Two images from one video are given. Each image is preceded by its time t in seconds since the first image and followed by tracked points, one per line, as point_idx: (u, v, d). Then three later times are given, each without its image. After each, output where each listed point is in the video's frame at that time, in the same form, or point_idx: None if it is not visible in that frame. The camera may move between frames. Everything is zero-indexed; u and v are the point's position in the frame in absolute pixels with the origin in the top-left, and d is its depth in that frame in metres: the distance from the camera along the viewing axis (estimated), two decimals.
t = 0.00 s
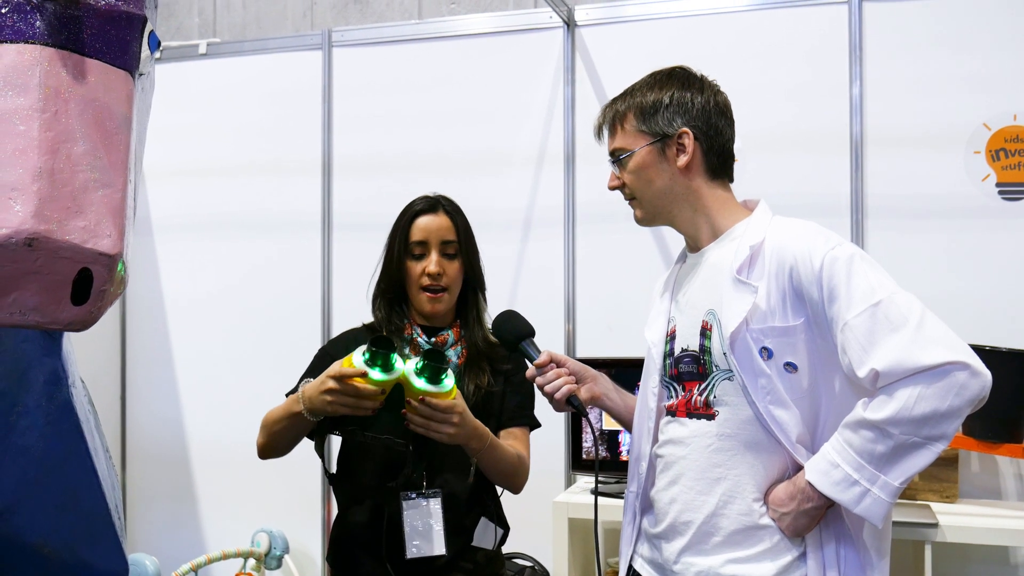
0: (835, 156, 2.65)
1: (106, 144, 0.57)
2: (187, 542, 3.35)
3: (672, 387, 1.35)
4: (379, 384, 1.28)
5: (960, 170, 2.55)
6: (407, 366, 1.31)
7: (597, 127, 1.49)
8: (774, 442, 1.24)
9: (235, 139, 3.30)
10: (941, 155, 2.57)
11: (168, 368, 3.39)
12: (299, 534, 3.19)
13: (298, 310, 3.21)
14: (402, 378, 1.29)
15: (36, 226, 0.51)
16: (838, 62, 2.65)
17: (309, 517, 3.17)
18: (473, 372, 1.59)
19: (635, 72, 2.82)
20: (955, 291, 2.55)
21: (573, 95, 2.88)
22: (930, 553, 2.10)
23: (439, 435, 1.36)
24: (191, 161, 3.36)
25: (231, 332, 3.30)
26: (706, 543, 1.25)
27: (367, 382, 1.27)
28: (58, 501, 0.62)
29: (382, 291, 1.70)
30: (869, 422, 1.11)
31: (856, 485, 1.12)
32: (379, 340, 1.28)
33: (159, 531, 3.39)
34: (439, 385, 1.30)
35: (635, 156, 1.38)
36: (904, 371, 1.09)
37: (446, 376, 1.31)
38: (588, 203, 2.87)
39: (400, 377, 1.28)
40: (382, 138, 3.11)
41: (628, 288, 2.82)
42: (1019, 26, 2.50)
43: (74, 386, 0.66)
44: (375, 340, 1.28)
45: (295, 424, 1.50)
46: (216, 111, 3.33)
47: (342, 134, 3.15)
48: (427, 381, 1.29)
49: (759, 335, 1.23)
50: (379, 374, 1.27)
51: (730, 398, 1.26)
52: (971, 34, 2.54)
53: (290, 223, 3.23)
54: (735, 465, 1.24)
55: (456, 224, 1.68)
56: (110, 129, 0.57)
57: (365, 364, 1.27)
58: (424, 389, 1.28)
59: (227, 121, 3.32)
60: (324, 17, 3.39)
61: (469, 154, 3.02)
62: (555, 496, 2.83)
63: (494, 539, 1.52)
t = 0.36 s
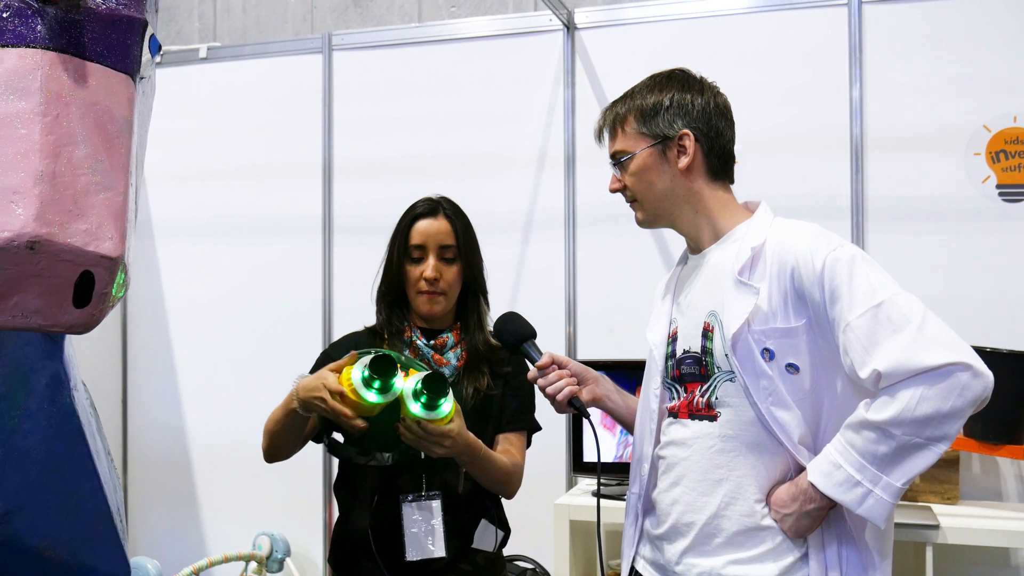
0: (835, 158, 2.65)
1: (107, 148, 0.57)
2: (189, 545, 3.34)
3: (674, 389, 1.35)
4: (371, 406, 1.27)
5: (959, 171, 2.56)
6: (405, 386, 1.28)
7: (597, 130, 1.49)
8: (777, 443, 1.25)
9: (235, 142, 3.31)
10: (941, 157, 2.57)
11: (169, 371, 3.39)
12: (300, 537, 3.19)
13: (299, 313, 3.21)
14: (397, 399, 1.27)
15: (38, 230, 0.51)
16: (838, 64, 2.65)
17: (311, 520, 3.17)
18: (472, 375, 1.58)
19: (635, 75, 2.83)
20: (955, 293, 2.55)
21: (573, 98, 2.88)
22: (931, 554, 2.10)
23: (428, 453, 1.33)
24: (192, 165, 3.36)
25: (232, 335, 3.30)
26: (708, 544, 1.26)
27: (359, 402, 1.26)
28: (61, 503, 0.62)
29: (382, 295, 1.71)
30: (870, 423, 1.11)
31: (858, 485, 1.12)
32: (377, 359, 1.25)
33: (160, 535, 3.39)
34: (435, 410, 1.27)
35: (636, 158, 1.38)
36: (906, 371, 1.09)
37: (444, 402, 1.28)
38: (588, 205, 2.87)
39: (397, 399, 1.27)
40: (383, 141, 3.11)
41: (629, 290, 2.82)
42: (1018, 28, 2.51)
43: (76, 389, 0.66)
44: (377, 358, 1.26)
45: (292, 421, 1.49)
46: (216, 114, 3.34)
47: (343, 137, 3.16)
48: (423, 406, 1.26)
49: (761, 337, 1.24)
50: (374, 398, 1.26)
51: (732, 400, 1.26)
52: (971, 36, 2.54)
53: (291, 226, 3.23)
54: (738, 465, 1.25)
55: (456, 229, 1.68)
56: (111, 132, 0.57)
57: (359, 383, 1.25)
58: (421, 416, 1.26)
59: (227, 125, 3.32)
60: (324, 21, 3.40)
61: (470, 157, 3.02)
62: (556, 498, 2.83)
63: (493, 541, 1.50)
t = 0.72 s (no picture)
0: (836, 160, 2.65)
1: (111, 151, 0.57)
2: (190, 548, 3.35)
3: (676, 391, 1.35)
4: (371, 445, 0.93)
5: (961, 173, 2.56)
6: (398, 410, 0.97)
7: (599, 133, 1.49)
8: (779, 445, 1.25)
9: (237, 145, 3.31)
10: (942, 159, 2.57)
11: (171, 373, 3.40)
12: (302, 539, 3.19)
13: (301, 315, 3.21)
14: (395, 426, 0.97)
15: (41, 233, 0.51)
16: (839, 66, 2.65)
17: (312, 522, 3.17)
18: (471, 378, 1.54)
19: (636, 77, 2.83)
20: (956, 295, 2.55)
21: (574, 100, 2.88)
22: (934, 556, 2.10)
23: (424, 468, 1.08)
24: (194, 168, 3.37)
25: (234, 338, 3.30)
26: (710, 546, 1.26)
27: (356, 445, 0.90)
28: (64, 505, 0.62)
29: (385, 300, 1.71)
30: (873, 426, 1.11)
31: (860, 487, 1.12)
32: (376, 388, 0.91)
33: (161, 537, 3.39)
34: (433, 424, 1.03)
35: (639, 161, 1.38)
36: (909, 374, 1.09)
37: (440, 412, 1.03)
38: (589, 207, 2.88)
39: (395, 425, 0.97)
40: (384, 144, 3.12)
41: (630, 292, 2.83)
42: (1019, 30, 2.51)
43: (78, 393, 0.67)
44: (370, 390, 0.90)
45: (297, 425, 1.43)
46: (218, 117, 3.34)
47: (344, 140, 3.16)
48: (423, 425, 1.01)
49: (763, 339, 1.24)
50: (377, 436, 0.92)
51: (735, 402, 1.26)
52: (971, 38, 2.55)
53: (292, 228, 3.23)
54: (741, 468, 1.25)
55: (455, 232, 1.69)
56: (114, 135, 0.57)
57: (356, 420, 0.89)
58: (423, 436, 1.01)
59: (229, 128, 3.32)
60: (326, 24, 3.40)
61: (471, 160, 3.03)
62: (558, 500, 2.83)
63: (492, 546, 1.52)
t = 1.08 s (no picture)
0: (835, 164, 2.66)
1: (111, 157, 0.57)
2: (190, 552, 3.34)
3: (677, 396, 1.35)
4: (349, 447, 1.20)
5: (959, 176, 2.56)
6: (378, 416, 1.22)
7: (598, 138, 1.50)
8: (780, 449, 1.25)
9: (237, 150, 3.31)
10: (941, 162, 2.57)
11: (170, 377, 3.40)
12: (302, 544, 3.18)
13: (300, 319, 3.21)
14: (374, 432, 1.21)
15: (41, 238, 0.51)
16: (838, 70, 2.66)
17: (312, 527, 3.17)
18: (473, 379, 1.59)
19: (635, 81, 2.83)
20: (955, 299, 2.55)
21: (574, 104, 2.89)
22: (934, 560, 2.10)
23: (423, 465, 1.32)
24: (193, 172, 3.37)
25: (233, 342, 3.30)
26: (711, 550, 1.25)
27: (330, 446, 1.19)
28: (65, 508, 0.61)
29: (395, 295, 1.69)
30: (874, 429, 1.12)
31: (861, 491, 1.12)
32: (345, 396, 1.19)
33: (161, 542, 3.39)
34: (414, 430, 1.25)
35: (638, 166, 1.38)
36: (910, 377, 1.09)
37: (421, 418, 1.26)
38: (589, 211, 2.88)
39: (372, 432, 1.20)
40: (383, 148, 3.12)
41: (630, 296, 2.83)
42: (1017, 34, 2.52)
43: (79, 398, 0.67)
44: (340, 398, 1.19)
45: (286, 426, 1.39)
46: (217, 122, 3.35)
47: (344, 144, 3.16)
48: (399, 432, 1.23)
49: (764, 343, 1.24)
50: (347, 440, 1.19)
51: (735, 406, 1.26)
52: (970, 42, 2.55)
53: (292, 232, 3.23)
54: (740, 472, 1.25)
55: (470, 232, 1.71)
56: (114, 141, 0.57)
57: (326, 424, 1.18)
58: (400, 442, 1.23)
59: (228, 132, 3.33)
60: (325, 29, 3.41)
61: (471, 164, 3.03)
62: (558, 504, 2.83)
63: (493, 551, 1.50)
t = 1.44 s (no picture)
0: (834, 167, 2.66)
1: (110, 157, 0.56)
2: (188, 553, 3.34)
3: (675, 398, 1.35)
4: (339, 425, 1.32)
5: (958, 180, 2.57)
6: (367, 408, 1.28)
7: (597, 142, 1.50)
8: (778, 451, 1.25)
9: (236, 151, 3.31)
10: (940, 166, 2.58)
11: (169, 378, 3.39)
12: (299, 545, 3.18)
13: (299, 320, 3.21)
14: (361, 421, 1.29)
15: (40, 239, 0.50)
16: (837, 73, 2.66)
17: (310, 528, 3.17)
18: (469, 382, 1.58)
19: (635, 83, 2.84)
20: (953, 302, 2.56)
21: (574, 106, 2.89)
22: (932, 563, 2.10)
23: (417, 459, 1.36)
24: (193, 173, 3.37)
25: (232, 343, 3.30)
26: (709, 552, 1.26)
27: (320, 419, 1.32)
28: (63, 509, 0.61)
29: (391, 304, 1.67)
30: (872, 431, 1.12)
31: (860, 493, 1.13)
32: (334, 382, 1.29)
33: (159, 543, 3.38)
34: (395, 431, 1.29)
35: (638, 168, 1.39)
36: (908, 380, 1.09)
37: (405, 423, 1.29)
38: (588, 213, 2.88)
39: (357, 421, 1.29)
40: (383, 150, 3.12)
41: (629, 298, 2.83)
42: (1017, 37, 2.52)
43: (78, 399, 0.67)
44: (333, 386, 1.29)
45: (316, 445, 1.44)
46: (217, 123, 3.35)
47: (343, 146, 3.17)
48: (380, 430, 1.29)
49: (763, 345, 1.24)
50: (333, 421, 1.30)
51: (734, 408, 1.26)
52: (970, 46, 2.56)
53: (291, 234, 3.23)
54: (739, 474, 1.25)
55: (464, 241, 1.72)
56: (114, 141, 0.56)
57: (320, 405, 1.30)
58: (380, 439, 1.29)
59: (228, 133, 3.33)
60: (325, 30, 3.41)
61: (470, 166, 3.03)
62: (556, 506, 2.83)
63: (498, 554, 1.51)
